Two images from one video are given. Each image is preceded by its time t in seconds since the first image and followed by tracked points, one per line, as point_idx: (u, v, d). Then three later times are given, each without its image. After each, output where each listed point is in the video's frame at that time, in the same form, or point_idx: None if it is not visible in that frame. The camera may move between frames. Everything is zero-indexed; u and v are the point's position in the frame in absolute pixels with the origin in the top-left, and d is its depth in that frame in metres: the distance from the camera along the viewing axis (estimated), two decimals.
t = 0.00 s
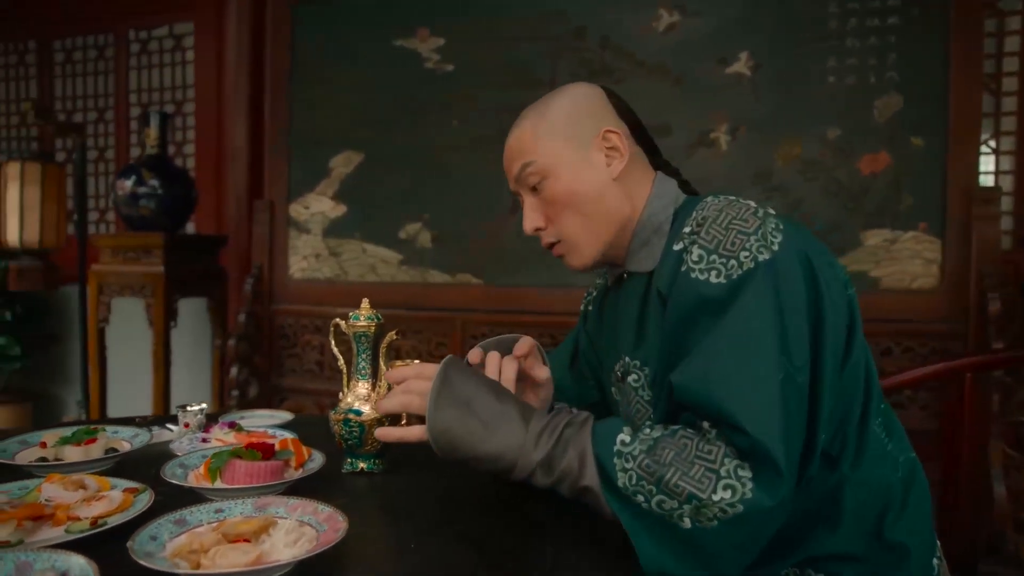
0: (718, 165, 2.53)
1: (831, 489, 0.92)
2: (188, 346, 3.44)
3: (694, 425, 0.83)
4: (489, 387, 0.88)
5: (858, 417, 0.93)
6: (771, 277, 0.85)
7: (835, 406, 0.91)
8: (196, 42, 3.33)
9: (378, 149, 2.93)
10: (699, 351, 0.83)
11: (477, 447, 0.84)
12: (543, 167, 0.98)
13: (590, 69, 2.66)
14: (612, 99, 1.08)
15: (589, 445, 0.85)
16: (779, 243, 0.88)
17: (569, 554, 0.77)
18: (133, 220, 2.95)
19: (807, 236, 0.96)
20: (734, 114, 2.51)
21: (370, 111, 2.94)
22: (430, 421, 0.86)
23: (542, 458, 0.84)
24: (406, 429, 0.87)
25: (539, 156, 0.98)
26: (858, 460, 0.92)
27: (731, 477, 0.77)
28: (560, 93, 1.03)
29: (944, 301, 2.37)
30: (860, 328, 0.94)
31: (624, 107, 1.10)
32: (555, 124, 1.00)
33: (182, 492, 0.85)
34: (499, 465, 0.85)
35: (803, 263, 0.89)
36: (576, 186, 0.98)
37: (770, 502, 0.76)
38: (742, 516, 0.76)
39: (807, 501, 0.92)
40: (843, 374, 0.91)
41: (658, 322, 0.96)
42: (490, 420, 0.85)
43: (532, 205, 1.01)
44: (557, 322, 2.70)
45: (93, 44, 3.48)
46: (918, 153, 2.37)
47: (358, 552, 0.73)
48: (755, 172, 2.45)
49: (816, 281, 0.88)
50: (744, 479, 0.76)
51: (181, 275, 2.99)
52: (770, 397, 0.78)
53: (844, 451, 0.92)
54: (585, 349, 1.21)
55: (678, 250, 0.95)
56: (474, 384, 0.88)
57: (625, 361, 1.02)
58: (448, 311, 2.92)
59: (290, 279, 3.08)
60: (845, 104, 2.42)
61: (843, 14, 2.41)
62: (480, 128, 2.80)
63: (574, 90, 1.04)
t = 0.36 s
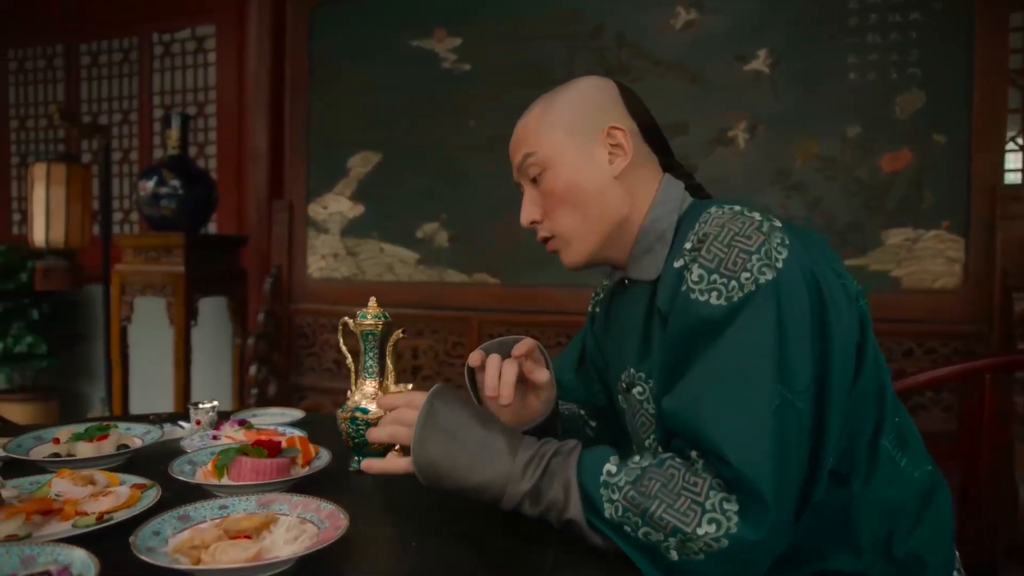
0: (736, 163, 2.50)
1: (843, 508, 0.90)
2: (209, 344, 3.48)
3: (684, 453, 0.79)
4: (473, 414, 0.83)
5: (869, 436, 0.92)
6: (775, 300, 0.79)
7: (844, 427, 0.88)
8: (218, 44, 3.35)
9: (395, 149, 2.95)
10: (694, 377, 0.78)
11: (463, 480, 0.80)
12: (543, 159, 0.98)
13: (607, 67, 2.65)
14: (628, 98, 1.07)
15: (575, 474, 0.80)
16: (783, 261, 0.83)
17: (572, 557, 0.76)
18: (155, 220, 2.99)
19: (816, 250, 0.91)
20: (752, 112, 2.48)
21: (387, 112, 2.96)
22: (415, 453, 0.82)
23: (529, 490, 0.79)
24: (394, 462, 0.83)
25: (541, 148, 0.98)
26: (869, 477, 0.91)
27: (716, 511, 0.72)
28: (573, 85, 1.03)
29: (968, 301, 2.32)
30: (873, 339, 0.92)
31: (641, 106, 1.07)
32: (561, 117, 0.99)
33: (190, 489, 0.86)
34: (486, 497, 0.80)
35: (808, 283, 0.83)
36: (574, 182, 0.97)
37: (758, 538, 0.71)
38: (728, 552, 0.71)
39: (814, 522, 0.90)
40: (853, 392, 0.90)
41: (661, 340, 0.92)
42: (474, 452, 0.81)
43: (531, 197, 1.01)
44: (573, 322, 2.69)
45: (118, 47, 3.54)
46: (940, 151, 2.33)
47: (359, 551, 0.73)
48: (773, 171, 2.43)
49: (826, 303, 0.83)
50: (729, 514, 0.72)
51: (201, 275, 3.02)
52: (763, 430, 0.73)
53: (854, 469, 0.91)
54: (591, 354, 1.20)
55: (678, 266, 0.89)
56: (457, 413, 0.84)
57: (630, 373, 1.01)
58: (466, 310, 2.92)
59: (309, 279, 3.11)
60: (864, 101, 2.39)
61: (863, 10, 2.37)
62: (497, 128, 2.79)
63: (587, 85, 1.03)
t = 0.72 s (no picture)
0: (756, 162, 2.47)
1: (859, 526, 0.88)
2: (230, 343, 3.52)
3: (687, 475, 0.77)
4: (472, 433, 0.81)
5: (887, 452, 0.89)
6: (792, 321, 0.76)
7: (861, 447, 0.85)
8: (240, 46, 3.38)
9: (414, 150, 2.96)
10: (704, 397, 0.76)
11: (462, 503, 0.78)
12: (554, 147, 0.98)
13: (625, 66, 2.63)
14: (658, 99, 1.04)
15: (572, 492, 0.78)
16: (801, 279, 0.79)
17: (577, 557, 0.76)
18: (177, 220, 3.02)
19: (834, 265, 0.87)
20: (772, 111, 2.45)
21: (406, 112, 2.97)
22: (414, 472, 0.80)
23: (529, 509, 0.77)
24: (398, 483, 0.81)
25: (553, 136, 0.98)
26: (888, 494, 0.89)
27: (712, 536, 0.70)
28: (602, 77, 1.02)
29: (994, 302, 2.27)
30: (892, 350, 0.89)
31: (670, 109, 1.05)
32: (580, 107, 0.98)
33: (200, 486, 0.87)
34: (486, 518, 0.78)
35: (827, 302, 0.80)
36: (581, 176, 0.96)
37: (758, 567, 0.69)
38: None
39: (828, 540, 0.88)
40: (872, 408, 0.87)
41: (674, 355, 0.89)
42: (473, 475, 0.78)
43: (539, 186, 1.01)
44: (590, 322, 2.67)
45: (143, 51, 3.59)
46: (965, 149, 2.28)
47: (364, 549, 0.73)
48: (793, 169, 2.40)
49: (846, 323, 0.80)
50: (726, 540, 0.69)
51: (222, 274, 3.06)
52: (772, 458, 0.70)
53: (873, 487, 0.89)
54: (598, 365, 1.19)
55: (692, 283, 0.85)
56: (454, 431, 0.81)
57: (640, 386, 1.00)
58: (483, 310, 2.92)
59: (328, 279, 3.13)
60: (887, 99, 2.35)
61: (885, 6, 2.34)
62: (515, 128, 2.79)
63: (615, 78, 1.02)
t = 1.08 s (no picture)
0: (777, 163, 2.44)
1: (876, 532, 0.86)
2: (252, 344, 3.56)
3: (697, 478, 0.76)
4: (479, 436, 0.81)
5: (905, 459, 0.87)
6: (814, 324, 0.74)
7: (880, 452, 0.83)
8: (263, 49, 3.40)
9: (433, 152, 2.96)
10: (719, 398, 0.74)
11: (469, 506, 0.78)
12: (589, 133, 0.96)
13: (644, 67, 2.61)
14: (703, 100, 1.02)
15: (578, 496, 0.77)
16: (824, 282, 0.77)
17: (584, 561, 0.75)
18: (200, 223, 3.06)
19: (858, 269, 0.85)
20: (793, 111, 2.42)
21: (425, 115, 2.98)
22: (421, 475, 0.80)
23: (535, 513, 0.77)
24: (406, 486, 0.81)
25: (590, 121, 0.96)
26: (907, 501, 0.87)
27: (719, 539, 0.69)
28: (651, 67, 0.99)
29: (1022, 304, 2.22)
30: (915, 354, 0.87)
31: (713, 112, 1.02)
32: (623, 96, 0.96)
33: (212, 487, 0.87)
34: (492, 521, 0.78)
35: (850, 305, 0.78)
36: (614, 166, 0.95)
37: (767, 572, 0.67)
38: None
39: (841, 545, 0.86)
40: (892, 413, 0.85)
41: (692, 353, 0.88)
42: (481, 477, 0.78)
43: (569, 169, 0.99)
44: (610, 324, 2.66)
45: (168, 56, 3.65)
46: (992, 149, 2.24)
47: (369, 550, 0.73)
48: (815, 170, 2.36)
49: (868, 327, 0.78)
50: (732, 542, 0.68)
51: (244, 276, 3.09)
52: (786, 461, 0.69)
53: (891, 494, 0.87)
54: (617, 363, 1.18)
55: (713, 283, 0.84)
56: (463, 433, 0.81)
57: (657, 385, 0.97)
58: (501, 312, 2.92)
59: (348, 281, 3.15)
60: (911, 98, 2.30)
61: (910, 4, 2.30)
62: (534, 129, 2.79)
63: (664, 71, 0.99)
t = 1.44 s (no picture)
0: (800, 166, 2.41)
1: (892, 542, 0.85)
2: (275, 347, 3.59)
3: (709, 485, 0.75)
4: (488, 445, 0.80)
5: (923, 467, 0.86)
6: (830, 328, 0.73)
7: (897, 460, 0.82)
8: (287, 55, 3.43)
9: (453, 156, 2.97)
10: (731, 402, 0.73)
11: (478, 516, 0.77)
12: (623, 130, 0.93)
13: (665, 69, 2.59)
14: (735, 109, 0.99)
15: (587, 505, 0.76)
16: (841, 286, 0.75)
17: (592, 569, 0.74)
18: (224, 228, 3.10)
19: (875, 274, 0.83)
20: (816, 113, 2.39)
21: (445, 119, 2.98)
22: (430, 483, 0.80)
23: (544, 522, 0.76)
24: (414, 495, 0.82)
25: (626, 117, 0.93)
26: (924, 510, 0.85)
27: (730, 546, 0.68)
28: (693, 68, 0.96)
29: None
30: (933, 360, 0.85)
31: (743, 122, 1.00)
32: (661, 96, 0.93)
33: (225, 491, 0.88)
34: (501, 530, 0.78)
35: (867, 310, 0.76)
36: (645, 166, 0.92)
37: None
38: None
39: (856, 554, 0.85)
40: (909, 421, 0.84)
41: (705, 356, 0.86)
42: (490, 486, 0.77)
43: (596, 163, 0.96)
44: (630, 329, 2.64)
45: (195, 62, 3.70)
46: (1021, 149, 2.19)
47: (378, 556, 0.73)
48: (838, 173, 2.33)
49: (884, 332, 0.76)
50: (744, 548, 0.68)
51: (268, 280, 3.13)
52: (799, 467, 0.67)
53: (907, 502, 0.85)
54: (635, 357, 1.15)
55: (727, 286, 0.82)
56: (474, 443, 0.81)
57: (673, 384, 0.95)
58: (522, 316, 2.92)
59: (369, 284, 3.17)
60: (937, 98, 2.26)
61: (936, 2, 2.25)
62: (554, 133, 2.78)
63: (704, 73, 0.96)
